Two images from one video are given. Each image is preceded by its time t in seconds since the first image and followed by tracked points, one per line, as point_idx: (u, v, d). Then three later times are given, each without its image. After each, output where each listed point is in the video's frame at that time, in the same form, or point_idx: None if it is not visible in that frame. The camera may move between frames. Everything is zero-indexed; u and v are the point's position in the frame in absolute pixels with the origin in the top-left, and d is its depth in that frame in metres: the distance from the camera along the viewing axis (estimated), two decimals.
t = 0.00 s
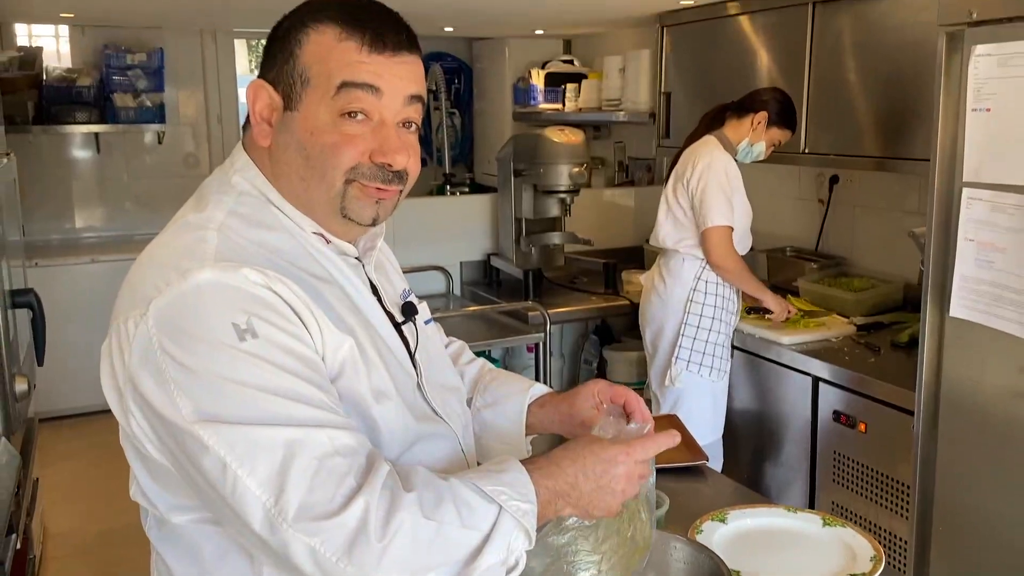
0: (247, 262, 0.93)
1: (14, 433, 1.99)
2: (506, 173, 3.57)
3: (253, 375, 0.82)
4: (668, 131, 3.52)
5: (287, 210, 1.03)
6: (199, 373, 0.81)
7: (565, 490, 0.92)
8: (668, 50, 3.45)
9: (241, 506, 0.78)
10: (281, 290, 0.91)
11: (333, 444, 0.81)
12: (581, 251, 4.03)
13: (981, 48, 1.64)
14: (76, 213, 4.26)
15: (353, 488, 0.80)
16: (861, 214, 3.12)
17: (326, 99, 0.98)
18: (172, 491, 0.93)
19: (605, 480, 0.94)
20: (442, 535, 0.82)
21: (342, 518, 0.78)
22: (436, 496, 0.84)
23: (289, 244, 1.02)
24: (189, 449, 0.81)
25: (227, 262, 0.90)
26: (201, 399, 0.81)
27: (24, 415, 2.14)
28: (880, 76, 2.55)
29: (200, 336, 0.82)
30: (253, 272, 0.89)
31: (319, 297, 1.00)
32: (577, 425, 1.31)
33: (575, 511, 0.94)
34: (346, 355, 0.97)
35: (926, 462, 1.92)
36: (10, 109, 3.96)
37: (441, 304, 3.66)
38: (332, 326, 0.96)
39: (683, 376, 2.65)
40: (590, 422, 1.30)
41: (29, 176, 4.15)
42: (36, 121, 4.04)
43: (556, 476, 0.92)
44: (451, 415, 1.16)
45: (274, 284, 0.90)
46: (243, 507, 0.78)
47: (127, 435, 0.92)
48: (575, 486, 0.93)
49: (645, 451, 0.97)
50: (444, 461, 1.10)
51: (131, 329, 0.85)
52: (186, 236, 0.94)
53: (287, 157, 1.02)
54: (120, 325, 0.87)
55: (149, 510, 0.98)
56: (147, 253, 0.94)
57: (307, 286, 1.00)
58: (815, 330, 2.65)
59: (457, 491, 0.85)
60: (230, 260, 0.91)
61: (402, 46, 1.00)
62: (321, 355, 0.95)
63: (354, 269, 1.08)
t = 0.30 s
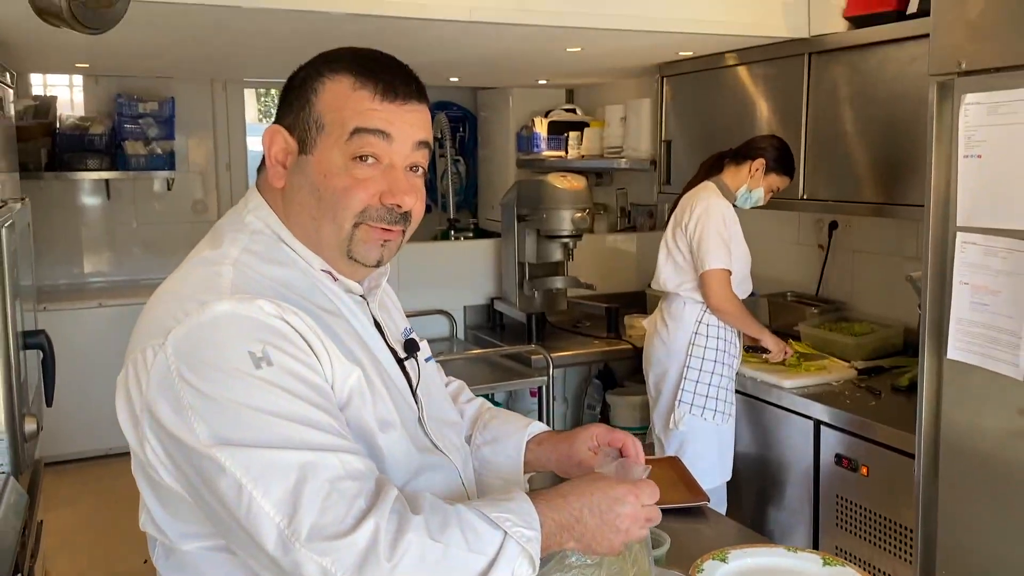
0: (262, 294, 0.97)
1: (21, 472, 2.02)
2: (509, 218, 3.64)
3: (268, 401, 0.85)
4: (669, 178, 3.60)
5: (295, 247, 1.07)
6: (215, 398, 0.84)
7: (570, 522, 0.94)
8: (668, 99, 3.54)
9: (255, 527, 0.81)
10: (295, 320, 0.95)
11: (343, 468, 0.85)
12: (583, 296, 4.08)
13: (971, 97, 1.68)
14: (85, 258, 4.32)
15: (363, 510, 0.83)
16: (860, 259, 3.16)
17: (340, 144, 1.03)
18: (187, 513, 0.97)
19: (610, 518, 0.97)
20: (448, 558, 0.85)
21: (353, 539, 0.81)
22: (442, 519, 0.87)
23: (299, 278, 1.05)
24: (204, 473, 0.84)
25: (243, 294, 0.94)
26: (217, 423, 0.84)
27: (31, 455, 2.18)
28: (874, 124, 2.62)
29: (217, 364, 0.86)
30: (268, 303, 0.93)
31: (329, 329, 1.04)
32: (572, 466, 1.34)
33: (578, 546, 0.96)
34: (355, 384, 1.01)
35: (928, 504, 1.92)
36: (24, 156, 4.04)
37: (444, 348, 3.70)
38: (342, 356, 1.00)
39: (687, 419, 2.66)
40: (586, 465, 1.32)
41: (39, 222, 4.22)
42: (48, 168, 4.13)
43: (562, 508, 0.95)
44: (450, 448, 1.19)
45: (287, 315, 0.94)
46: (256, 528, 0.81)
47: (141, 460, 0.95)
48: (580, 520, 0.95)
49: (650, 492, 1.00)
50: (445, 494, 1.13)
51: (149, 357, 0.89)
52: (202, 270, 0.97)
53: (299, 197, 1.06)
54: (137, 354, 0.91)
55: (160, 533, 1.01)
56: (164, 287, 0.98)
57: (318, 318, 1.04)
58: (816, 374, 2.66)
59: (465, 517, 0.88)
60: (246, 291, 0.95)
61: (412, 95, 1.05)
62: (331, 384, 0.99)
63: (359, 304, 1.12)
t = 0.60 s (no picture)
0: (282, 303, 0.99)
1: (31, 497, 2.07)
2: (515, 249, 3.67)
3: (288, 405, 0.86)
4: (673, 209, 3.64)
5: (309, 265, 1.11)
6: (235, 404, 0.86)
7: (582, 533, 0.96)
8: (671, 132, 3.59)
9: (276, 528, 0.82)
10: (313, 329, 0.97)
11: (361, 471, 0.85)
12: (588, 326, 4.09)
13: (969, 128, 1.71)
14: (94, 289, 4.37)
15: (380, 512, 0.84)
16: (863, 290, 3.17)
17: (353, 166, 1.06)
18: (209, 520, 0.98)
19: (620, 530, 0.99)
20: (463, 561, 0.85)
21: (371, 538, 0.81)
22: (458, 523, 0.87)
23: (315, 292, 1.08)
24: (224, 477, 0.85)
25: (264, 304, 0.96)
26: (237, 427, 0.85)
27: (40, 481, 2.21)
28: (876, 156, 2.65)
29: (238, 370, 0.87)
30: (287, 313, 0.95)
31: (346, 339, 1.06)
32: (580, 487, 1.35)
33: (589, 558, 0.98)
34: (370, 394, 1.03)
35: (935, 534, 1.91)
36: (36, 189, 4.04)
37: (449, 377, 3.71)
38: (358, 366, 1.02)
39: (691, 447, 2.66)
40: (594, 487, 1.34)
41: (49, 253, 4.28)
42: (59, 200, 4.15)
43: (575, 520, 0.97)
44: (461, 462, 1.21)
45: (306, 324, 0.96)
46: (277, 530, 0.82)
47: (164, 468, 0.97)
48: (592, 531, 0.97)
49: (659, 506, 1.03)
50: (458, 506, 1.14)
51: (171, 367, 0.91)
52: (224, 282, 1.00)
53: (313, 218, 1.10)
54: (160, 364, 0.93)
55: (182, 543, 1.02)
56: (185, 300, 1.00)
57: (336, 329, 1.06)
58: (821, 403, 2.66)
59: (479, 522, 0.88)
60: (266, 301, 0.97)
61: (425, 120, 1.08)
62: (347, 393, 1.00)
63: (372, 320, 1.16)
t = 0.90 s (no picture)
0: (287, 305, 1.00)
1: (33, 511, 2.08)
2: (519, 271, 3.68)
3: (291, 403, 0.87)
4: (676, 232, 3.66)
5: (315, 266, 1.12)
6: (238, 402, 0.86)
7: (605, 539, 1.00)
8: (674, 156, 3.61)
9: (276, 526, 0.82)
10: (318, 330, 0.98)
11: (362, 471, 0.86)
12: (591, 349, 4.09)
13: (969, 145, 1.73)
14: (99, 312, 4.38)
15: (381, 512, 0.84)
16: (866, 312, 3.17)
17: (360, 166, 1.07)
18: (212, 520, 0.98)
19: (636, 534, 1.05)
20: (464, 564, 0.85)
21: (370, 537, 0.81)
22: (461, 526, 0.87)
23: (321, 296, 1.08)
24: (225, 475, 0.86)
25: (269, 305, 0.97)
26: (240, 426, 0.85)
27: (42, 496, 2.22)
28: (877, 177, 2.67)
29: (242, 369, 0.88)
30: (292, 313, 0.96)
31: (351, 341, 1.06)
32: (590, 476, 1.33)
33: (610, 560, 1.02)
34: (374, 396, 1.03)
35: (940, 554, 1.89)
36: (43, 213, 4.07)
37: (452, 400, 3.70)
38: (362, 368, 1.02)
39: (693, 467, 2.65)
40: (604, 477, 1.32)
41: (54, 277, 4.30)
42: (66, 225, 4.16)
43: (597, 525, 1.00)
44: (466, 466, 1.22)
45: (311, 325, 0.97)
46: (277, 528, 0.82)
47: (169, 466, 0.97)
48: (612, 537, 1.01)
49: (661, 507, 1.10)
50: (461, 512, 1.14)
51: (176, 366, 0.91)
52: (231, 284, 1.01)
53: (319, 218, 1.11)
54: (166, 363, 0.94)
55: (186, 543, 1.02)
56: (192, 301, 1.01)
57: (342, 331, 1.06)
58: (824, 425, 2.65)
59: (485, 523, 0.89)
60: (272, 302, 0.98)
61: (427, 123, 1.10)
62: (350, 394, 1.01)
63: (376, 323, 1.17)
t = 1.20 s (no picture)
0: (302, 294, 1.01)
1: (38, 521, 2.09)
2: (523, 287, 3.69)
3: (316, 379, 0.87)
4: (681, 249, 3.67)
5: (324, 264, 1.13)
6: (261, 381, 0.86)
7: (638, 541, 0.97)
8: (678, 173, 3.64)
9: (312, 494, 0.81)
10: (332, 317, 0.99)
11: (390, 441, 0.86)
12: (596, 365, 4.09)
13: (974, 157, 1.73)
14: (105, 330, 4.40)
15: (412, 478, 0.84)
16: (872, 328, 3.16)
17: (372, 168, 1.09)
18: (230, 512, 0.97)
19: (673, 549, 1.01)
20: (500, 529, 0.84)
21: (406, 500, 0.81)
22: (492, 493, 0.88)
23: (332, 290, 1.09)
24: (249, 454, 0.85)
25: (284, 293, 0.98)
26: (265, 402, 0.85)
27: (47, 506, 2.23)
28: (882, 191, 2.68)
29: (264, 349, 0.88)
30: (308, 301, 0.98)
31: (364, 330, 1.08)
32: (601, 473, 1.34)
33: (631, 566, 0.97)
34: (387, 382, 1.04)
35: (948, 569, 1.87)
36: (50, 230, 4.11)
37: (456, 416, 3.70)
38: (375, 353, 1.04)
39: (701, 483, 2.64)
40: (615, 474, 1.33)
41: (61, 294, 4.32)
42: (73, 241, 4.20)
43: (630, 528, 0.97)
44: (469, 465, 1.23)
45: (326, 312, 0.99)
46: (313, 496, 0.81)
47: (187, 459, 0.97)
48: (647, 542, 0.98)
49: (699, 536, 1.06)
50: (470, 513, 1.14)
51: (194, 354, 0.92)
52: (241, 278, 1.01)
53: (329, 216, 1.13)
54: (183, 353, 0.94)
55: (205, 536, 1.01)
56: (202, 297, 1.01)
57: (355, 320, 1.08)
58: (830, 440, 2.64)
59: (517, 495, 0.88)
60: (286, 292, 0.99)
61: (439, 130, 1.12)
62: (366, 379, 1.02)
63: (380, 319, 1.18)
